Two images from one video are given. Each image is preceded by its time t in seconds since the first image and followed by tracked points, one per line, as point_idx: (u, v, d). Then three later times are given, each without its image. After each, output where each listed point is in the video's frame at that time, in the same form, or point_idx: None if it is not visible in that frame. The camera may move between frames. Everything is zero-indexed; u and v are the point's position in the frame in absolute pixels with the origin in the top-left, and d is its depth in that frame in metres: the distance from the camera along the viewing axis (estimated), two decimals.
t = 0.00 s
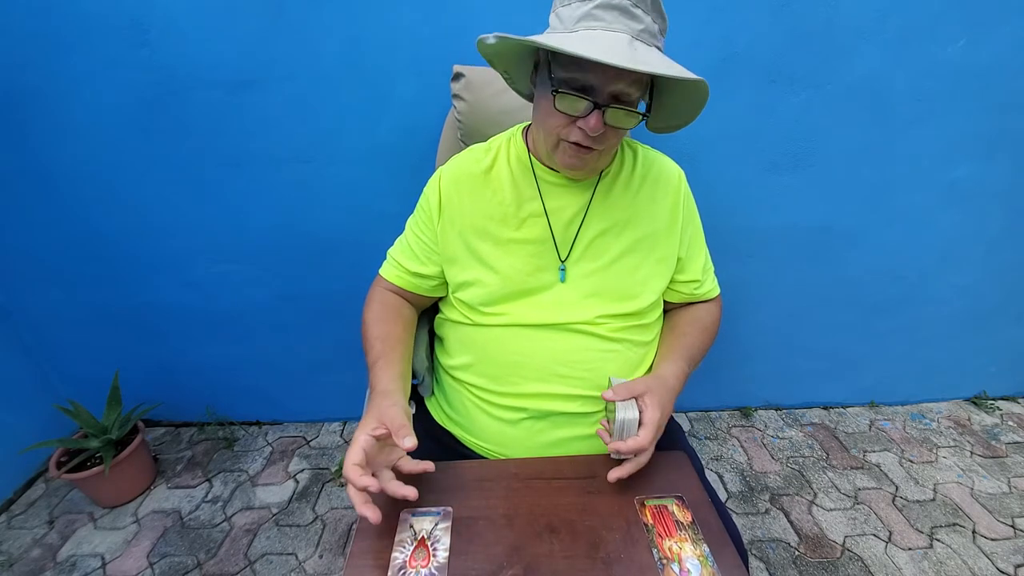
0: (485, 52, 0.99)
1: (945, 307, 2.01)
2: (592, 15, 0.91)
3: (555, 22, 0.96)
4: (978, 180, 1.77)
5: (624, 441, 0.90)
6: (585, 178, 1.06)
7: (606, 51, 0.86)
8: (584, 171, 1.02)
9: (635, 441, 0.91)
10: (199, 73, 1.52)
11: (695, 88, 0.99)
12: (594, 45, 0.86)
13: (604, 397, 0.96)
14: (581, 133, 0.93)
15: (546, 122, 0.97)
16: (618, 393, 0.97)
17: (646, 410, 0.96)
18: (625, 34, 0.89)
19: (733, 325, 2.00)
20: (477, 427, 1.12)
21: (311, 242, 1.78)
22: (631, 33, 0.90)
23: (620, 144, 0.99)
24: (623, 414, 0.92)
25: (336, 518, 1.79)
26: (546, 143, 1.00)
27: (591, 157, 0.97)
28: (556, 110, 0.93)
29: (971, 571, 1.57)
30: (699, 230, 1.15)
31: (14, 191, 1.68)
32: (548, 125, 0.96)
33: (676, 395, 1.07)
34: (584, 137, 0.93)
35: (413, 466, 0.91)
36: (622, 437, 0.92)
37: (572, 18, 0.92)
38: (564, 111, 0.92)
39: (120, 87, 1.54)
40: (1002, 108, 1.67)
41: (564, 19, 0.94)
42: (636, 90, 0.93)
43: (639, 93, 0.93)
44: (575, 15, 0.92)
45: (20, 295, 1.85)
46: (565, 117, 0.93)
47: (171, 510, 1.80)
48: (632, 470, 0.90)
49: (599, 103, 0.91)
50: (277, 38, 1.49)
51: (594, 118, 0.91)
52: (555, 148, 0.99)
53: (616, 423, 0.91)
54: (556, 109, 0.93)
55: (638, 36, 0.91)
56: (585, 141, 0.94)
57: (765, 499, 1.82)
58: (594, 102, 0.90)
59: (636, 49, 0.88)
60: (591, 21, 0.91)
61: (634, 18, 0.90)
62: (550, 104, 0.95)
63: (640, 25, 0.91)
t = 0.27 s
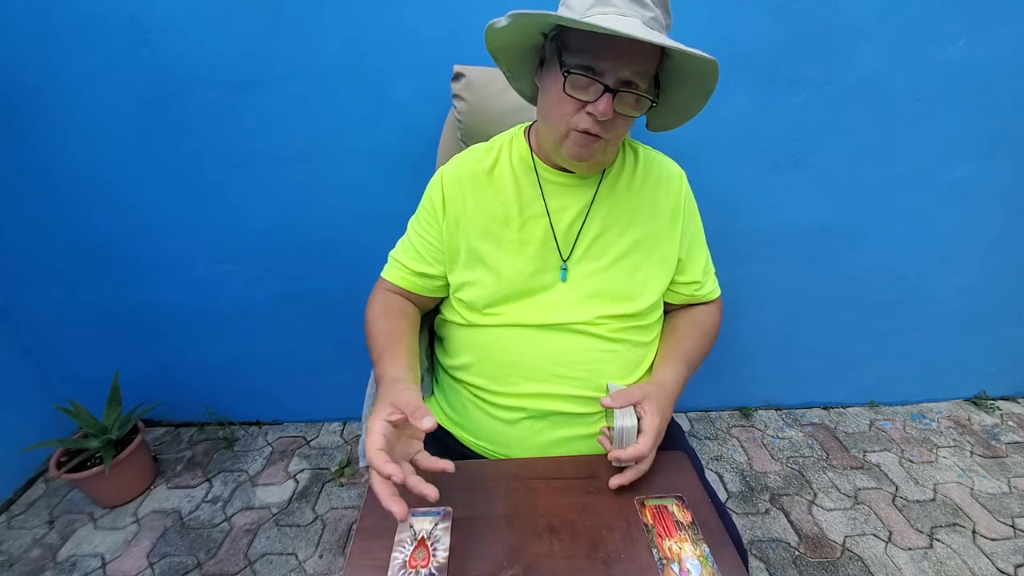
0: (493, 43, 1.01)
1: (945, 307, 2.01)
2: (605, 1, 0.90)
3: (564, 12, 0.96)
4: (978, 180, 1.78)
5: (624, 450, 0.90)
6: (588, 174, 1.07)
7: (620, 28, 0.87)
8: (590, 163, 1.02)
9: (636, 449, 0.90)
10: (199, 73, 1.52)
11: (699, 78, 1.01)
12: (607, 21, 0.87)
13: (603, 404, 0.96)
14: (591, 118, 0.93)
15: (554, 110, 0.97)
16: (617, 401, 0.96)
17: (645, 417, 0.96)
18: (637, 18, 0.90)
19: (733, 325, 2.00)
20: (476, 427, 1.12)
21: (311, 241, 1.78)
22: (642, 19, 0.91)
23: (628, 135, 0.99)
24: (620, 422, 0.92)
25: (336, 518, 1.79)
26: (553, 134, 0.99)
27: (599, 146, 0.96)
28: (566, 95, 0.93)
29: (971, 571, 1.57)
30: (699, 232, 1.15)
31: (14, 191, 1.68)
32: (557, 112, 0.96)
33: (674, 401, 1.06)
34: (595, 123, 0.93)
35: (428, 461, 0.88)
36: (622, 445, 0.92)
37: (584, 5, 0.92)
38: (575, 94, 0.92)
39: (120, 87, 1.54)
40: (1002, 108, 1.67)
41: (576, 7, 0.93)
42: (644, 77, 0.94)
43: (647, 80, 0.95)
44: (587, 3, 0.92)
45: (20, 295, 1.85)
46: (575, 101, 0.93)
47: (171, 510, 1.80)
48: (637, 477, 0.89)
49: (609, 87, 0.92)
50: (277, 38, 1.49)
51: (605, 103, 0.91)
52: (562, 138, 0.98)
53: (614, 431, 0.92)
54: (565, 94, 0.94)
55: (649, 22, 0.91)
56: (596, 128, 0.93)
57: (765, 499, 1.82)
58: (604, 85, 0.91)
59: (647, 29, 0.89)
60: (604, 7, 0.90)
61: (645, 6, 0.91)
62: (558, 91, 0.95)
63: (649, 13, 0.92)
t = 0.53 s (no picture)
0: (479, 57, 1.04)
1: (945, 307, 2.01)
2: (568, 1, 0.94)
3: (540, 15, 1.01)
4: (978, 181, 1.77)
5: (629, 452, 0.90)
6: (586, 172, 1.07)
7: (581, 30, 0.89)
8: (579, 164, 1.02)
9: (640, 450, 0.91)
10: (199, 73, 1.52)
11: (677, 65, 0.99)
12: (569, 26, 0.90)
13: (606, 405, 0.96)
14: (568, 119, 0.94)
15: (534, 116, 0.99)
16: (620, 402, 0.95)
17: (648, 418, 0.97)
18: (601, 15, 0.91)
19: (733, 325, 2.00)
20: (478, 428, 1.12)
21: (311, 241, 1.78)
22: (607, 14, 0.91)
23: (614, 134, 0.99)
24: (625, 424, 0.91)
25: (336, 518, 1.79)
26: (538, 138, 1.01)
27: (583, 147, 0.97)
28: (541, 99, 0.95)
29: (971, 571, 1.58)
30: (700, 231, 1.15)
31: (14, 191, 1.68)
32: (537, 117, 0.98)
33: (676, 400, 1.06)
34: (569, 122, 0.94)
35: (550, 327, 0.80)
36: (627, 446, 0.91)
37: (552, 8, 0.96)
38: (549, 99, 0.94)
39: (120, 88, 1.54)
40: (1002, 108, 1.67)
41: (547, 10, 0.98)
42: (620, 75, 0.94)
43: (625, 77, 0.95)
44: (555, 5, 0.96)
45: (20, 295, 1.85)
46: (551, 105, 0.95)
47: (171, 510, 1.80)
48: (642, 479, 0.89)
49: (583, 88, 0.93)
50: (277, 38, 1.49)
51: (577, 103, 0.92)
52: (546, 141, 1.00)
53: (618, 433, 0.91)
54: (541, 99, 0.96)
55: (617, 16, 0.92)
56: (572, 128, 0.94)
57: (765, 499, 1.82)
58: (577, 87, 0.92)
59: (612, 26, 0.90)
60: (570, 8, 0.94)
61: None
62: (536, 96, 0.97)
63: (618, 7, 0.92)
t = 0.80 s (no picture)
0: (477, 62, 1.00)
1: (945, 307, 2.01)
2: (573, 20, 0.90)
3: (541, 26, 0.97)
4: (978, 181, 1.77)
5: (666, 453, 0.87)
6: (586, 180, 1.07)
7: (585, 59, 0.86)
8: (580, 176, 1.03)
9: (675, 454, 0.88)
10: (199, 73, 1.52)
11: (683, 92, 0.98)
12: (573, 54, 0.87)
13: (637, 411, 0.94)
14: (570, 140, 0.94)
15: (536, 131, 0.98)
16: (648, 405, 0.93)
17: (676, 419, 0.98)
18: (608, 38, 0.89)
19: (733, 325, 2.00)
20: (478, 428, 1.12)
21: (311, 241, 1.78)
22: (613, 37, 0.90)
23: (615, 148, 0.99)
24: (663, 426, 0.86)
25: (336, 518, 1.79)
26: (539, 150, 1.01)
27: (584, 163, 0.98)
28: (543, 119, 0.94)
29: (971, 571, 1.57)
30: (702, 234, 1.15)
31: (14, 191, 1.68)
32: (539, 133, 0.97)
33: (687, 398, 1.08)
34: (572, 144, 0.94)
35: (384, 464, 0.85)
36: (661, 451, 0.87)
37: (555, 24, 0.93)
38: (551, 120, 0.93)
39: (120, 88, 1.54)
40: (1002, 108, 1.67)
41: (548, 24, 0.94)
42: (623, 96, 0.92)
43: (628, 98, 0.93)
44: (558, 22, 0.92)
45: (20, 295, 1.85)
46: (553, 125, 0.93)
47: (171, 510, 1.80)
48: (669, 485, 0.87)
49: (585, 111, 0.92)
50: (277, 38, 1.49)
51: (581, 126, 0.92)
52: (548, 155, 1.00)
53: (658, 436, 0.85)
54: (542, 119, 0.94)
55: (622, 38, 0.90)
56: (574, 149, 0.95)
57: (765, 499, 1.82)
58: (579, 110, 0.91)
59: (615, 52, 0.88)
60: (574, 27, 0.91)
61: (617, 20, 0.90)
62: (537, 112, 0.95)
63: (623, 28, 0.90)
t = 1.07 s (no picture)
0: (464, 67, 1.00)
1: (945, 307, 2.01)
2: (554, 24, 0.90)
3: (523, 30, 0.96)
4: (978, 180, 1.77)
5: (641, 458, 0.88)
6: (576, 182, 1.07)
7: (568, 65, 0.86)
8: (572, 177, 1.03)
9: (650, 457, 0.89)
10: (199, 73, 1.52)
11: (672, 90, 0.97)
12: (556, 61, 0.87)
13: (614, 413, 0.94)
14: (557, 145, 0.94)
15: (524, 135, 0.98)
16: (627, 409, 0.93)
17: (656, 423, 0.96)
18: (591, 41, 0.89)
19: (733, 325, 2.00)
20: (474, 430, 1.12)
21: (311, 241, 1.78)
22: (596, 39, 0.89)
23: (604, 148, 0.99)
24: (634, 429, 0.88)
25: (336, 518, 1.79)
26: (529, 154, 1.01)
27: (574, 165, 0.98)
28: (530, 125, 0.94)
29: (971, 571, 1.58)
30: (697, 234, 1.14)
31: (14, 191, 1.68)
32: (527, 138, 0.97)
33: (676, 402, 1.07)
34: (559, 148, 0.94)
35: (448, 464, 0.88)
36: (636, 453, 0.89)
37: (537, 28, 0.92)
38: (537, 126, 0.93)
39: (120, 88, 1.54)
40: (1003, 108, 1.67)
41: (530, 28, 0.94)
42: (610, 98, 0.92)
43: (615, 99, 0.92)
44: (539, 25, 0.92)
45: (20, 295, 1.85)
46: (540, 131, 0.94)
47: (171, 510, 1.80)
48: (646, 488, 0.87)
49: (572, 115, 0.91)
50: (277, 37, 1.49)
51: (566, 130, 0.92)
52: (538, 159, 1.00)
53: (628, 440, 0.87)
54: (529, 124, 0.94)
55: (605, 39, 0.90)
56: (562, 153, 0.95)
57: (765, 499, 1.82)
58: (566, 115, 0.90)
59: (598, 55, 0.88)
60: (555, 30, 0.90)
61: (599, 21, 0.89)
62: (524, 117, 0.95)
63: (606, 29, 0.90)
